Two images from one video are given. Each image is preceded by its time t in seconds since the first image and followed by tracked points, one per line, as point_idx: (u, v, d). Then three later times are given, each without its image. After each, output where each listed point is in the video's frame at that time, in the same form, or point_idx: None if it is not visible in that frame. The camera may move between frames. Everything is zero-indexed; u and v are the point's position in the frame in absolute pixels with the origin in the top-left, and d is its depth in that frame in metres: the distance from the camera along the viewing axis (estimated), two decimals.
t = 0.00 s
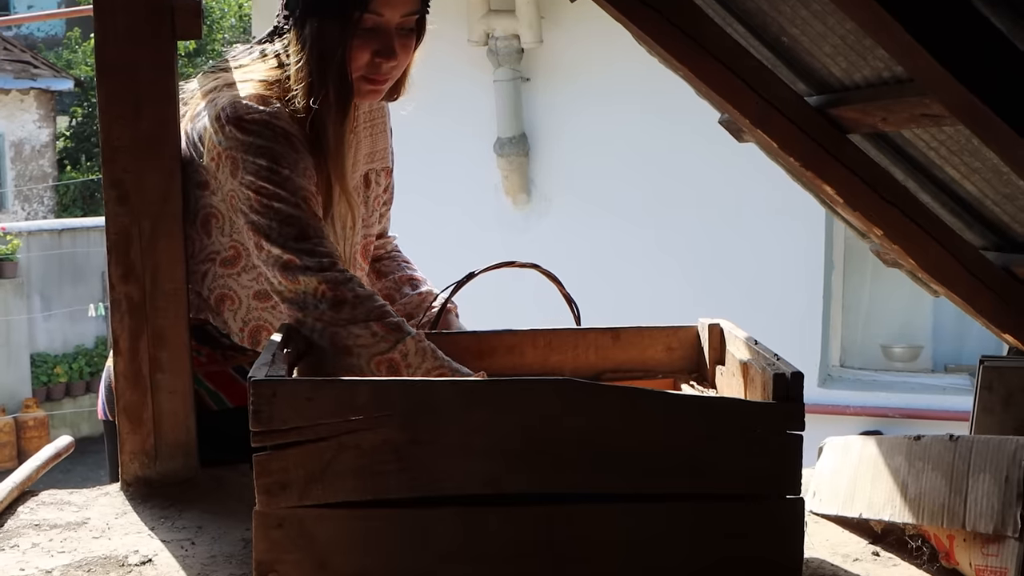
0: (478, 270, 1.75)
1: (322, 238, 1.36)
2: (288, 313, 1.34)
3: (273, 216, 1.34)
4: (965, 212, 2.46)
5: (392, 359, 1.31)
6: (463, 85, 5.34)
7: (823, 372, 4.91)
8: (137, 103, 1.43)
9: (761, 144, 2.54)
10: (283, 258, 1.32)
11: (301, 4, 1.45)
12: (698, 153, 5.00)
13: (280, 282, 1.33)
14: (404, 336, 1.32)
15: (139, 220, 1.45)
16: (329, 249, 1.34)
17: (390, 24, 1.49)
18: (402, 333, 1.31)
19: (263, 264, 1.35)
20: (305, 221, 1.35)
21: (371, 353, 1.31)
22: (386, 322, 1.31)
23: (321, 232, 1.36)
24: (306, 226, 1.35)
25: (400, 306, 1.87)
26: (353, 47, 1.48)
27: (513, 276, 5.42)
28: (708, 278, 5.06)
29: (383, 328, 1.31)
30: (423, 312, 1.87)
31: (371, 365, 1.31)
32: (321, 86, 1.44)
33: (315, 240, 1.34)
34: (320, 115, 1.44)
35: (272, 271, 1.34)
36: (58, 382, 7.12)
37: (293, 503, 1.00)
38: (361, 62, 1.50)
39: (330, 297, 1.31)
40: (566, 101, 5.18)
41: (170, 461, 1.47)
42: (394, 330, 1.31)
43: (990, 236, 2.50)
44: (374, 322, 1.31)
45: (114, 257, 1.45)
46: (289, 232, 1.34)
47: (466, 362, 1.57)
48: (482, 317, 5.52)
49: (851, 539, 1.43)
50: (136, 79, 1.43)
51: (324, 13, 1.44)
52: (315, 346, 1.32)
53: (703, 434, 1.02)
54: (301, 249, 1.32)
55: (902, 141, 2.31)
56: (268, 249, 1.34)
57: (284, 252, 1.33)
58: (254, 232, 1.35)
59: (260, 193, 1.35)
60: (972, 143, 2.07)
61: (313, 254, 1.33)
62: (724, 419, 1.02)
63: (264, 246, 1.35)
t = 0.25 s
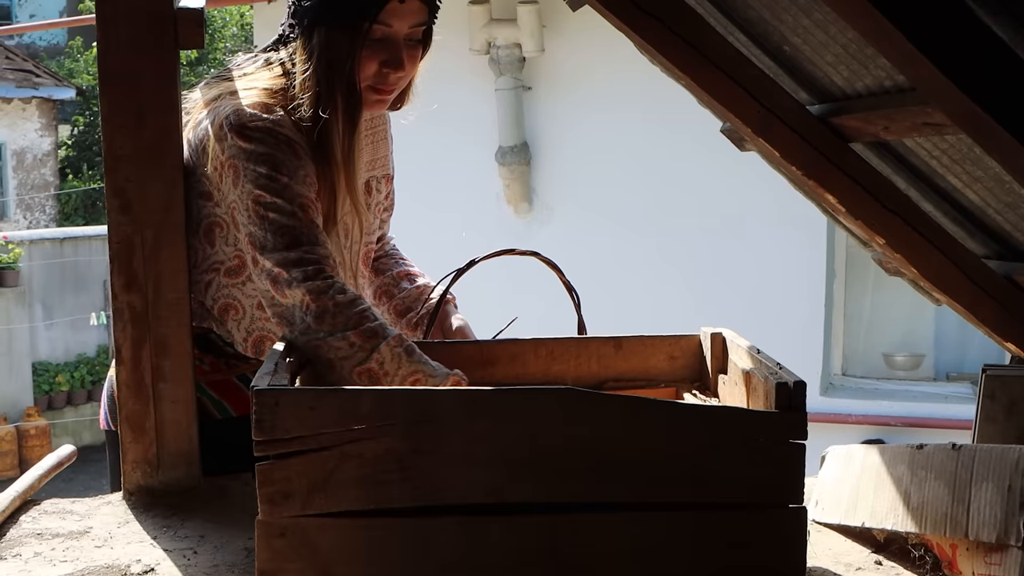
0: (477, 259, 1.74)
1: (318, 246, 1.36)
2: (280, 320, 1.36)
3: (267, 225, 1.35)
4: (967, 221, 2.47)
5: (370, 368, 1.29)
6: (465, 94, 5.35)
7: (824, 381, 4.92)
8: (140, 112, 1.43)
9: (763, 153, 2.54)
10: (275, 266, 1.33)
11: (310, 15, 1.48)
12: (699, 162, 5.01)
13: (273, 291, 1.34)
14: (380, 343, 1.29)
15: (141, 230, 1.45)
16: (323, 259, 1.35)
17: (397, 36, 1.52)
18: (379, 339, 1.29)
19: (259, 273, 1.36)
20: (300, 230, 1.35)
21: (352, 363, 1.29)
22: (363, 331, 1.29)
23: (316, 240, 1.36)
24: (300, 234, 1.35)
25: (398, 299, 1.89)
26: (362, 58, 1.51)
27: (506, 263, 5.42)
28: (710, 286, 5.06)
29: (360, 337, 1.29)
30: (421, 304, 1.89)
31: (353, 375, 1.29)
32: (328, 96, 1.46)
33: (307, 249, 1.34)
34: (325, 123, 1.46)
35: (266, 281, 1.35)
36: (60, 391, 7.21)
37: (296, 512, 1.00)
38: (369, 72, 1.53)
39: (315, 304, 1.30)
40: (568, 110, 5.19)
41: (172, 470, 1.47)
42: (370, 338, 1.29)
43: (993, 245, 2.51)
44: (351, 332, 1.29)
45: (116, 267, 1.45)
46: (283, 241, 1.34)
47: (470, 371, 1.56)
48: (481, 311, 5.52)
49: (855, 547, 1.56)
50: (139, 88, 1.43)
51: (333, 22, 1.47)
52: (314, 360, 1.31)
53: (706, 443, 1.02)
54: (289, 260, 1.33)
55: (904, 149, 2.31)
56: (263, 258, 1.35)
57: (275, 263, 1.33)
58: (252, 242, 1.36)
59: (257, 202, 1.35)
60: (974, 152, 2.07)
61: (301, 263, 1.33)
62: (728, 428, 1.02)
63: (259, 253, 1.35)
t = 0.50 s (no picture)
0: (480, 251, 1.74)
1: (320, 254, 1.37)
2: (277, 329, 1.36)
3: (268, 233, 1.35)
4: (968, 231, 2.47)
5: (365, 372, 1.27)
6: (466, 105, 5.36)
7: (826, 391, 4.92)
8: (142, 122, 1.43)
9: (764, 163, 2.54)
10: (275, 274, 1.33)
11: (317, 25, 1.50)
12: (700, 172, 5.01)
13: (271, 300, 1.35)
14: (374, 347, 1.28)
15: (143, 240, 1.45)
16: (324, 267, 1.35)
17: (405, 46, 1.53)
18: (374, 344, 1.27)
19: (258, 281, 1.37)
20: (300, 238, 1.36)
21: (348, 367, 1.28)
22: (358, 336, 1.28)
23: (318, 248, 1.36)
24: (300, 242, 1.35)
25: (396, 299, 1.90)
26: (369, 67, 1.52)
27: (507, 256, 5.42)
28: (711, 296, 5.06)
29: (354, 344, 1.28)
30: (419, 302, 1.89)
31: (349, 380, 1.28)
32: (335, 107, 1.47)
33: (307, 258, 1.35)
34: (332, 132, 1.46)
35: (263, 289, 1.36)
36: (62, 402, 7.24)
37: (298, 523, 1.00)
38: (375, 82, 1.53)
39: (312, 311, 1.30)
40: (569, 119, 5.20)
41: (174, 481, 1.47)
42: (364, 343, 1.28)
43: (993, 254, 2.52)
44: (346, 339, 1.28)
45: (118, 277, 1.44)
46: (282, 250, 1.35)
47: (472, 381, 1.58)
48: (482, 308, 5.52)
49: (857, 558, 1.60)
50: (141, 98, 1.43)
51: (341, 31, 1.48)
52: (310, 369, 1.33)
53: (708, 454, 1.02)
54: (288, 268, 1.33)
55: (905, 160, 2.32)
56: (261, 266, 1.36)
57: (273, 271, 1.34)
58: (253, 249, 1.36)
59: (259, 210, 1.36)
60: (975, 162, 2.08)
61: (300, 271, 1.33)
62: (730, 438, 1.02)
63: (260, 261, 1.35)
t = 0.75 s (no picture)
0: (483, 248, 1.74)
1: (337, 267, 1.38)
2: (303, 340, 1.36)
3: (285, 244, 1.36)
4: (970, 241, 2.48)
5: (414, 376, 1.30)
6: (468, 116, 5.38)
7: (827, 401, 4.92)
8: (143, 134, 1.41)
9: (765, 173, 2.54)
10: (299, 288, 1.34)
11: (322, 39, 1.51)
12: (701, 182, 5.02)
13: (298, 310, 1.35)
14: (423, 357, 1.30)
15: (144, 251, 1.43)
16: (344, 279, 1.36)
17: (411, 61, 1.55)
18: (421, 356, 1.30)
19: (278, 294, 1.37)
20: (321, 252, 1.37)
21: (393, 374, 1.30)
22: (406, 346, 1.31)
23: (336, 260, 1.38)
24: (322, 257, 1.37)
25: (402, 303, 1.92)
26: (375, 82, 1.53)
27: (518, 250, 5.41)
28: (713, 306, 5.06)
29: (403, 351, 1.30)
30: (425, 304, 1.92)
31: (392, 386, 1.30)
32: (343, 120, 1.49)
33: (328, 269, 1.36)
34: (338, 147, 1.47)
35: (286, 302, 1.36)
36: (63, 412, 7.25)
37: (299, 534, 1.00)
38: (382, 96, 1.54)
39: (344, 319, 1.32)
40: (571, 130, 5.21)
41: (175, 491, 1.45)
42: (413, 352, 1.30)
43: (995, 264, 2.52)
44: (394, 347, 1.30)
45: (120, 288, 1.43)
46: (305, 263, 1.36)
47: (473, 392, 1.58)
48: (488, 304, 5.51)
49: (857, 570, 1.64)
50: (143, 108, 1.41)
51: (347, 46, 1.50)
52: (330, 376, 1.33)
53: (709, 465, 1.02)
54: (316, 280, 1.34)
55: (906, 170, 2.32)
56: (283, 280, 1.36)
57: (300, 283, 1.34)
58: (272, 263, 1.37)
59: (275, 225, 1.37)
60: (977, 173, 2.08)
61: (329, 284, 1.35)
62: (731, 450, 1.02)
63: (277, 273, 1.37)
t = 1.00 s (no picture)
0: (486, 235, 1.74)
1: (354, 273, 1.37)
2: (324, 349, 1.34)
3: (301, 252, 1.35)
4: (971, 249, 2.49)
5: (443, 391, 1.27)
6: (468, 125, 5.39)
7: (828, 409, 4.92)
8: (144, 143, 1.40)
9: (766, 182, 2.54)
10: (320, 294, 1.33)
11: (325, 46, 1.51)
12: (702, 191, 5.02)
13: (320, 315, 1.33)
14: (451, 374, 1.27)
15: (145, 260, 1.42)
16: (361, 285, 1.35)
17: (415, 67, 1.58)
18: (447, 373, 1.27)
19: (298, 299, 1.35)
20: (340, 259, 1.36)
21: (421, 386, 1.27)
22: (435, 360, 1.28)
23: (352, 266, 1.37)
24: (342, 264, 1.35)
25: (408, 298, 1.94)
26: (380, 89, 1.55)
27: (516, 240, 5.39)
28: (714, 314, 5.06)
29: (433, 365, 1.28)
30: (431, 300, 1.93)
31: (420, 398, 1.27)
32: (348, 127, 1.50)
33: (349, 276, 1.35)
34: (346, 152, 1.47)
35: (307, 308, 1.34)
36: (64, 420, 7.26)
37: (300, 543, 0.99)
38: (388, 101, 1.56)
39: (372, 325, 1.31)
40: (572, 138, 5.22)
41: (176, 500, 1.45)
42: (441, 367, 1.28)
43: (995, 273, 2.53)
44: (425, 359, 1.28)
45: (120, 297, 1.41)
46: (327, 270, 1.34)
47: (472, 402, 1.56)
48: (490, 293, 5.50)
49: None
50: (143, 117, 1.40)
51: (351, 54, 1.51)
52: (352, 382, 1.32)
53: (710, 474, 1.02)
54: (342, 287, 1.33)
55: (907, 179, 2.33)
56: (304, 286, 1.34)
57: (323, 288, 1.33)
58: (291, 269, 1.35)
59: (292, 232, 1.36)
60: (977, 181, 2.09)
61: (355, 292, 1.33)
62: (733, 459, 1.02)
63: (292, 281, 1.35)
